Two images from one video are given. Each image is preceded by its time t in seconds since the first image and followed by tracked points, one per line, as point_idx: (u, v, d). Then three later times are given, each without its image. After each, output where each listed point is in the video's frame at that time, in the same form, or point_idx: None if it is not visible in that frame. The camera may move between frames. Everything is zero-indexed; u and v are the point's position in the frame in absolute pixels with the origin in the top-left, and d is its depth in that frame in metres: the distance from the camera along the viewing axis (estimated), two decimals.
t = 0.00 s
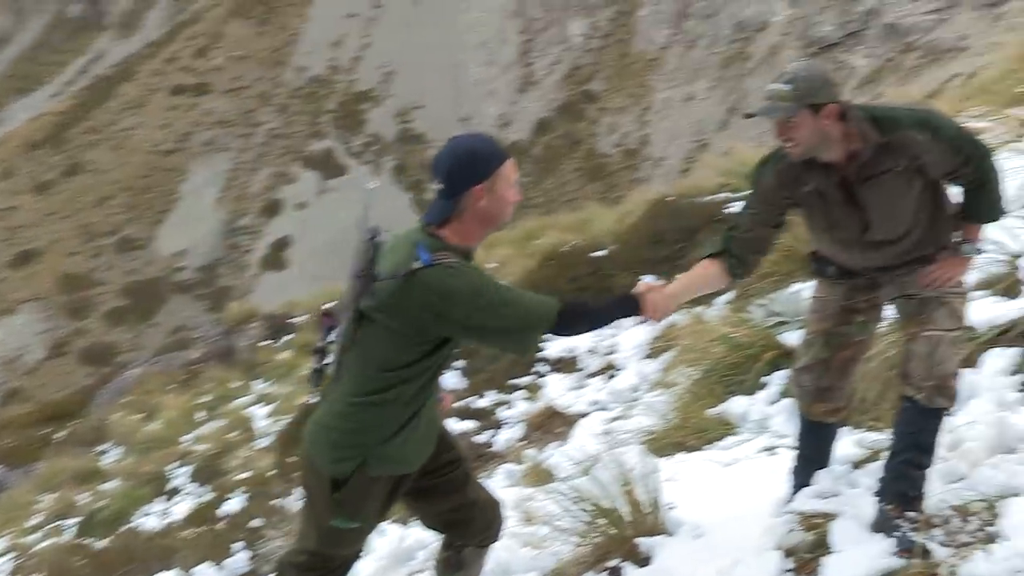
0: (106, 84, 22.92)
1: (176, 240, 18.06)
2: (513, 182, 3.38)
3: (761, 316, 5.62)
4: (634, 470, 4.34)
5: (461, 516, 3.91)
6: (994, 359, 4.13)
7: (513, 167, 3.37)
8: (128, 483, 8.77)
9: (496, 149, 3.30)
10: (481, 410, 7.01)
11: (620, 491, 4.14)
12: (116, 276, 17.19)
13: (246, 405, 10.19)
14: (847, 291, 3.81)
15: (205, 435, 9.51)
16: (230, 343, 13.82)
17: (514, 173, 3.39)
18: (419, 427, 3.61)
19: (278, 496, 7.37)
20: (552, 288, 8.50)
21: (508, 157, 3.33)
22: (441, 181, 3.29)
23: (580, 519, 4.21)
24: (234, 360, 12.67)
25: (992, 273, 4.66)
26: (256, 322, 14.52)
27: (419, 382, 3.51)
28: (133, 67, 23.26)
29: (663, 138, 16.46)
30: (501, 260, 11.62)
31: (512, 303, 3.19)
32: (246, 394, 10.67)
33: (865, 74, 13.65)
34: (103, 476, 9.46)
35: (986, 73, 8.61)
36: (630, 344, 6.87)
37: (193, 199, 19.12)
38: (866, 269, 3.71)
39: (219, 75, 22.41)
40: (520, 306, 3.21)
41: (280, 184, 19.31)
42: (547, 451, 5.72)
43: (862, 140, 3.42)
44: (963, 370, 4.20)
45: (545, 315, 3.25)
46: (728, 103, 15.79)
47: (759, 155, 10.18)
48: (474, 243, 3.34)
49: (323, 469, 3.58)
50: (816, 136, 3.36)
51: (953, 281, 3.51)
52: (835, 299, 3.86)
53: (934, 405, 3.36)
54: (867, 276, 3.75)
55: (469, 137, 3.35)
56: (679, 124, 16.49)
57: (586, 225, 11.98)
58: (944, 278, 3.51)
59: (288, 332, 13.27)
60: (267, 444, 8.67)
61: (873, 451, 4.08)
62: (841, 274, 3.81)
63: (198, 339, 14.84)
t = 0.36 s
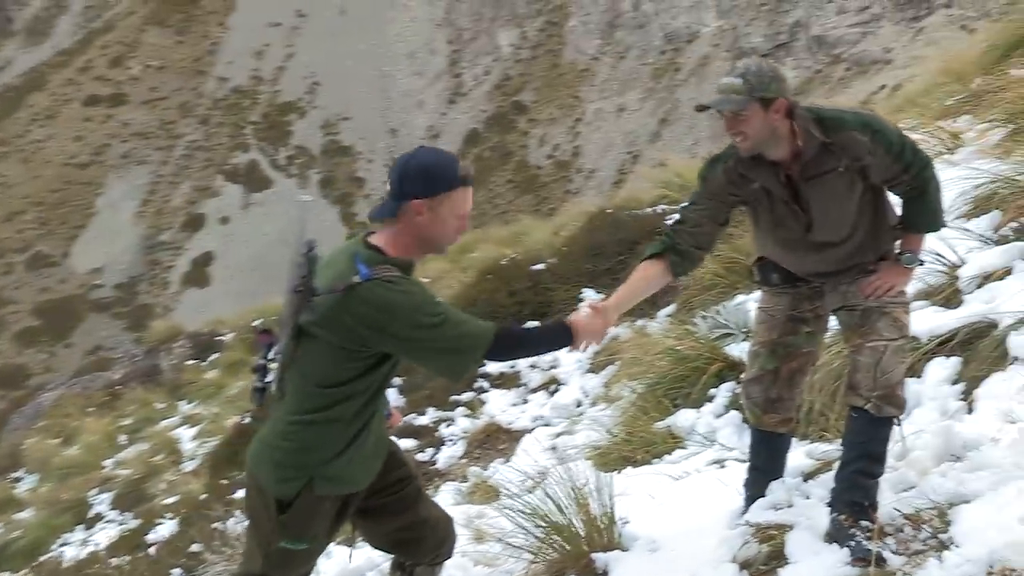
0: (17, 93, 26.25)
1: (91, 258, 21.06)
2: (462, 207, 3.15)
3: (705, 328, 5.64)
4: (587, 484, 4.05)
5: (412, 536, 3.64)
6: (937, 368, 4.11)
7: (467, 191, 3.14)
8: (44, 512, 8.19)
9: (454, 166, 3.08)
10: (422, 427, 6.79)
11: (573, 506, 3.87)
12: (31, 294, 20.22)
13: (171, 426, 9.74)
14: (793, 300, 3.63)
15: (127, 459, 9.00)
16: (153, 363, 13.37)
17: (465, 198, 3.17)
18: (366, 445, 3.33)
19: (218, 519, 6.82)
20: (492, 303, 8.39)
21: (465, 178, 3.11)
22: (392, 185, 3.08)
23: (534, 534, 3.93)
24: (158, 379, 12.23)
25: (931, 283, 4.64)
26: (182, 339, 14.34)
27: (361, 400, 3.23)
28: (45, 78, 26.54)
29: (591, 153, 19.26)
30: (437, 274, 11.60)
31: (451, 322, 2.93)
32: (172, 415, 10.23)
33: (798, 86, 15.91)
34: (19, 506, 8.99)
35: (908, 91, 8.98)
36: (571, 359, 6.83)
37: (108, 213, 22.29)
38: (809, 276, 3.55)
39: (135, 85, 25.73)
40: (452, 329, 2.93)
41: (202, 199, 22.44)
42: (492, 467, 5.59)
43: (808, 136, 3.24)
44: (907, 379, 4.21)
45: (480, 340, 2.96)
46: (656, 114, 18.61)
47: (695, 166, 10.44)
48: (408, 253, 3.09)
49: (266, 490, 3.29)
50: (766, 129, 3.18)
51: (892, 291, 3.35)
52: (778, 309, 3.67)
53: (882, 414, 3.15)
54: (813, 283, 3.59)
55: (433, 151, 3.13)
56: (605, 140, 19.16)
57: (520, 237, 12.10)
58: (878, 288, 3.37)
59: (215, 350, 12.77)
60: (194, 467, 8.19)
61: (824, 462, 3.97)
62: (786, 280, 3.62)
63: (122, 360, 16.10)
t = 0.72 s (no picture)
0: None
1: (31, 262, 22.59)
2: (419, 255, 2.58)
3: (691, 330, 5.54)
4: (574, 490, 3.82)
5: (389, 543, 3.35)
6: (924, 370, 3.86)
7: (436, 246, 2.59)
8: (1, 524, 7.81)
9: (444, 207, 2.58)
10: (401, 432, 6.69)
11: (560, 513, 3.60)
12: None
13: (134, 433, 9.43)
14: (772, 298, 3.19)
15: (90, 467, 8.67)
16: (117, 368, 13.05)
17: (430, 254, 2.61)
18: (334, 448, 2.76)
19: (192, 528, 6.32)
20: (472, 305, 8.27)
21: (441, 228, 2.56)
22: (389, 191, 2.61)
23: (520, 542, 3.70)
24: (122, 386, 11.93)
25: (917, 284, 4.52)
26: (147, 343, 14.06)
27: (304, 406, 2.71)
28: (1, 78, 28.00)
29: (566, 154, 27.11)
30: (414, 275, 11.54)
31: (339, 357, 2.42)
32: (138, 422, 9.94)
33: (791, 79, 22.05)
34: None
35: (887, 90, 9.11)
36: (551, 363, 6.71)
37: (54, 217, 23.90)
38: (787, 270, 3.14)
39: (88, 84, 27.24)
40: (318, 362, 2.41)
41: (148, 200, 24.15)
42: (472, 473, 5.42)
43: (809, 108, 2.82)
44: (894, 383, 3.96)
45: (340, 389, 2.42)
46: (628, 112, 26.64)
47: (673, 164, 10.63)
48: (350, 262, 2.55)
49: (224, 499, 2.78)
50: (773, 96, 2.76)
51: (871, 293, 2.93)
52: (754, 309, 3.24)
53: (871, 419, 2.78)
54: (792, 280, 3.16)
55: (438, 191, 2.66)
56: (577, 141, 27.15)
57: (497, 237, 12.09)
58: (853, 290, 2.95)
59: (182, 354, 12.53)
60: (161, 475, 7.97)
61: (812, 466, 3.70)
62: (757, 278, 3.24)
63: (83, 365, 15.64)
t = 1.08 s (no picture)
0: None
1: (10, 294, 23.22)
2: (381, 282, 2.51)
3: (690, 354, 5.52)
4: (578, 513, 3.77)
5: None
6: (924, 392, 3.82)
7: (399, 271, 2.50)
8: None
9: (404, 231, 2.49)
10: (400, 459, 6.64)
11: (565, 538, 3.54)
12: None
13: (129, 464, 9.34)
14: (764, 320, 3.18)
15: (83, 499, 8.57)
16: (111, 398, 12.97)
17: (393, 279, 2.52)
18: (304, 479, 2.73)
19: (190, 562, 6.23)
20: (470, 330, 8.27)
21: (400, 253, 2.47)
22: (351, 215, 2.57)
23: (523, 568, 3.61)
24: (117, 416, 11.85)
25: (916, 305, 4.51)
26: (143, 372, 13.99)
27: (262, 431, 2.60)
28: None
29: (563, 178, 27.29)
30: (409, 301, 11.52)
31: (234, 360, 2.29)
32: (133, 452, 9.86)
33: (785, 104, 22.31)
34: None
35: (882, 112, 9.18)
36: (550, 388, 6.68)
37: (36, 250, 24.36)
38: (772, 288, 3.14)
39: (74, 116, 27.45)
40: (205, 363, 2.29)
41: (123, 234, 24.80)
42: (472, 499, 5.37)
43: (816, 119, 2.81)
44: (894, 404, 3.91)
45: (213, 393, 2.25)
46: (622, 137, 26.86)
47: (668, 187, 10.73)
48: (310, 288, 2.54)
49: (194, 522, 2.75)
50: (785, 102, 2.80)
51: (852, 317, 2.86)
52: (746, 330, 3.24)
53: (868, 443, 2.76)
54: (779, 301, 3.15)
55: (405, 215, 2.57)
56: (574, 165, 27.33)
57: (493, 263, 12.09)
58: (838, 312, 2.90)
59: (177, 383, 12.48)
60: (156, 505, 7.87)
61: (815, 487, 3.64)
62: (745, 298, 3.23)
63: (77, 395, 15.53)
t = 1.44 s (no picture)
0: None
1: None
2: (319, 308, 2.51)
3: (682, 375, 5.53)
4: (573, 533, 3.76)
5: None
6: (914, 411, 3.84)
7: (339, 299, 2.50)
8: None
9: (348, 257, 2.48)
10: (393, 479, 6.59)
11: (558, 558, 3.53)
12: None
13: (120, 485, 9.24)
14: (752, 341, 3.20)
15: (73, 520, 8.46)
16: (101, 419, 12.85)
17: (334, 307, 2.52)
18: (271, 503, 2.67)
19: None
20: (463, 350, 8.25)
21: (340, 281, 2.46)
22: (295, 239, 2.56)
23: None
24: (107, 438, 11.73)
25: (906, 325, 4.55)
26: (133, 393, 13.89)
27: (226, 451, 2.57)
28: None
29: (555, 200, 27.39)
30: (401, 322, 11.49)
31: (174, 375, 2.33)
32: (124, 472, 9.76)
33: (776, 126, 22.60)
34: None
35: (872, 134, 9.29)
36: (542, 408, 6.68)
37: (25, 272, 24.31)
38: (760, 309, 3.14)
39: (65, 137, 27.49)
40: (150, 381, 2.33)
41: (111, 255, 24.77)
42: (465, 518, 5.33)
43: (818, 133, 2.85)
44: (885, 423, 3.92)
45: (154, 407, 2.29)
46: (613, 158, 27.07)
47: (661, 207, 10.82)
48: (255, 309, 2.54)
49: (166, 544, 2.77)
50: (792, 117, 2.83)
51: (838, 337, 2.87)
52: (734, 351, 3.25)
53: (855, 463, 2.78)
54: (767, 322, 3.16)
55: (349, 240, 2.56)
56: (566, 186, 27.47)
57: (485, 283, 12.08)
58: (823, 332, 2.90)
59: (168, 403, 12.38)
60: (147, 527, 7.76)
61: (806, 506, 3.64)
62: (734, 318, 3.24)
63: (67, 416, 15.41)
